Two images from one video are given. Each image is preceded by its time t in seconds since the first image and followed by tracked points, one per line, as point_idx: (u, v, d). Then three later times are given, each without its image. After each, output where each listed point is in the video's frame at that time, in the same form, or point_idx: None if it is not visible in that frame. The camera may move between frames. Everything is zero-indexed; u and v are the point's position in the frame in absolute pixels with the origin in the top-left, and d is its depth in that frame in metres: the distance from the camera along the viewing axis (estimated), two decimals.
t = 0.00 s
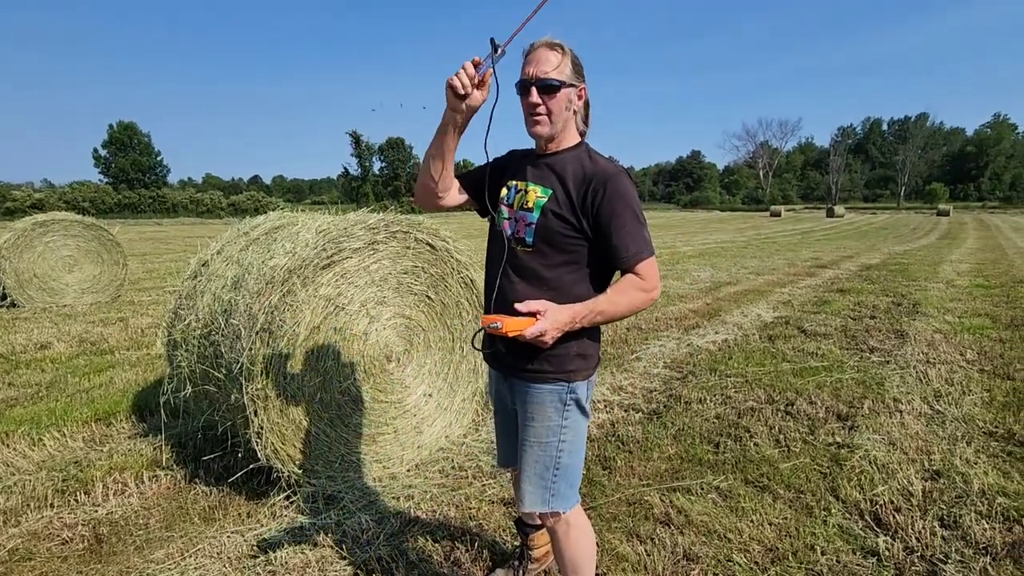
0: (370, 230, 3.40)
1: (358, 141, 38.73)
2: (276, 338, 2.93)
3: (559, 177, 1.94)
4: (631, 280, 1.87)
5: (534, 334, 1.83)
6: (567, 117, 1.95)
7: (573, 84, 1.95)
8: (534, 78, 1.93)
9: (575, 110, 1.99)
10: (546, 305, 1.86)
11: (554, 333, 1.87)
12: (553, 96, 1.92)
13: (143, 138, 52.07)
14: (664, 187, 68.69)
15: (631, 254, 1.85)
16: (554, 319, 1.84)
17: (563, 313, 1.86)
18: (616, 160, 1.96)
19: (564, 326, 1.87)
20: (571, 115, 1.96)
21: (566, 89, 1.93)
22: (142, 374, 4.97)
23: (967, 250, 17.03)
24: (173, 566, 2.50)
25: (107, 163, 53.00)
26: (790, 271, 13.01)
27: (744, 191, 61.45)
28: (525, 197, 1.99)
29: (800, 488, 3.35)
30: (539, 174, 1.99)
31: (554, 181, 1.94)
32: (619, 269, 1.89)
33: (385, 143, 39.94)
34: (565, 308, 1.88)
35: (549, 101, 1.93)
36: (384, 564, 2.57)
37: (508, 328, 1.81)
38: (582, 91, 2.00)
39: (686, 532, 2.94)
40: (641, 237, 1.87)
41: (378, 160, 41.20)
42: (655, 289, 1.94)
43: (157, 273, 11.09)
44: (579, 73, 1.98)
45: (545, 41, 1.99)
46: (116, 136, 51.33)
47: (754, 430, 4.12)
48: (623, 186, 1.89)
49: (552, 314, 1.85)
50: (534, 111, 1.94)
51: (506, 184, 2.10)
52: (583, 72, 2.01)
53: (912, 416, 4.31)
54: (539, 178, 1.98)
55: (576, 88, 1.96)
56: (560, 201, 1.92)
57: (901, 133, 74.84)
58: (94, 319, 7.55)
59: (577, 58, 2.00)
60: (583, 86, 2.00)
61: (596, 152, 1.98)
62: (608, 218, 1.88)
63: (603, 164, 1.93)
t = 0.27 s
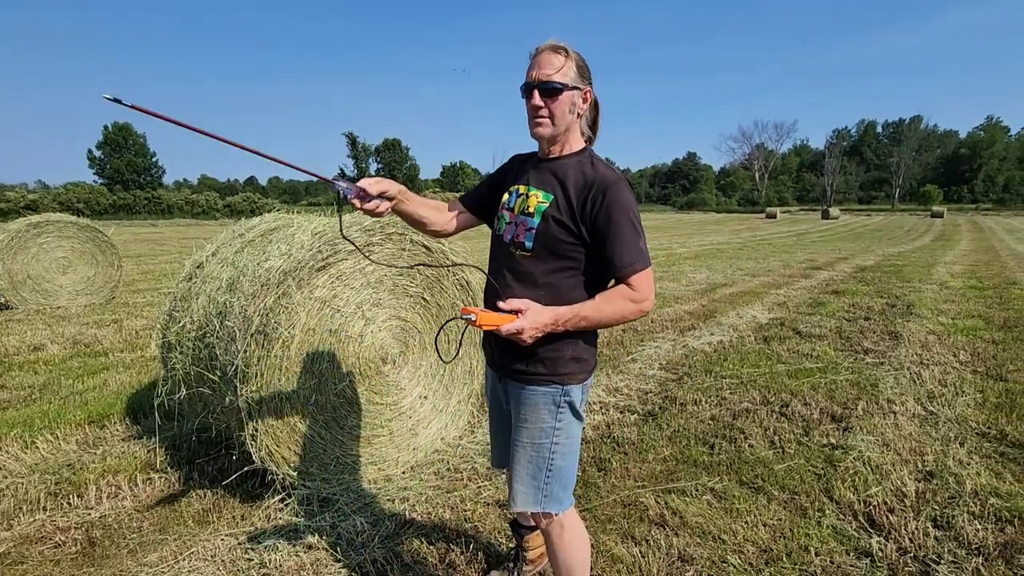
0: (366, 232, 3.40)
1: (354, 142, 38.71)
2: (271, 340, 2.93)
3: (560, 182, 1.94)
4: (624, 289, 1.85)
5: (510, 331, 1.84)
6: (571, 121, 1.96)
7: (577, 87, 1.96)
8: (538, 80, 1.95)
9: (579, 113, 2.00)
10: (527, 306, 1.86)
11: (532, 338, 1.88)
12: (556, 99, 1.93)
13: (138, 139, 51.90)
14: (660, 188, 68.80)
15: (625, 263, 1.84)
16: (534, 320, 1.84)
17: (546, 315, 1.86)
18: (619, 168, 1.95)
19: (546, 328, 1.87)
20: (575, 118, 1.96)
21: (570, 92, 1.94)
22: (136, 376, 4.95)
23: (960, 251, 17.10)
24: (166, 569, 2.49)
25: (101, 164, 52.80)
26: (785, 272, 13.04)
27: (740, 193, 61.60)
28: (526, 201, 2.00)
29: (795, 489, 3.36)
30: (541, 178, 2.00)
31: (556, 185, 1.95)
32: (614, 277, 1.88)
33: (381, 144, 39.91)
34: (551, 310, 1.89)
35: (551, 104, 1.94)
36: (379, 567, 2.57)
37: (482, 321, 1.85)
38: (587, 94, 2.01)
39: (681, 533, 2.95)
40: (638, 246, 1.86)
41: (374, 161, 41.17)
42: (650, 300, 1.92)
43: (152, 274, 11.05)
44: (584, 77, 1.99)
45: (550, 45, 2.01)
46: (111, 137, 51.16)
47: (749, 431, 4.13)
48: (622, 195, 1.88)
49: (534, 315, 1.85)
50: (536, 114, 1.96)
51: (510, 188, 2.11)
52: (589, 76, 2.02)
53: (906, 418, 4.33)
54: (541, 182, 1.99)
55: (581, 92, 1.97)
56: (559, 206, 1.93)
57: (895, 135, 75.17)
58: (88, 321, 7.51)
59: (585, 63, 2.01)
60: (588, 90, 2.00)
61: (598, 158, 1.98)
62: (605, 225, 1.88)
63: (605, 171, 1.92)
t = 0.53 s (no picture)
0: (361, 233, 3.40)
1: (350, 143, 38.67)
2: (266, 341, 2.92)
3: (552, 185, 1.94)
4: (627, 289, 1.86)
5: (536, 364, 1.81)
6: (562, 121, 1.96)
7: (567, 88, 1.97)
8: (527, 80, 1.96)
9: (570, 114, 2.00)
10: (543, 334, 1.84)
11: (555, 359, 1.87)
12: (546, 99, 1.94)
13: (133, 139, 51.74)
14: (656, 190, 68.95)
15: (626, 261, 1.85)
16: (552, 344, 1.82)
17: (562, 333, 1.84)
18: (610, 166, 1.95)
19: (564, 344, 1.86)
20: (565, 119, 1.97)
21: (560, 92, 1.95)
22: (130, 377, 4.93)
23: (953, 253, 17.20)
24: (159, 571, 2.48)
25: (96, 164, 52.59)
26: (780, 274, 13.09)
27: (735, 195, 61.78)
28: (520, 206, 1.99)
29: (788, 489, 3.37)
30: (533, 182, 1.99)
31: (548, 188, 1.95)
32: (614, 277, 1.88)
33: (377, 145, 39.90)
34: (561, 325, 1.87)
35: (541, 104, 1.95)
36: (373, 567, 2.56)
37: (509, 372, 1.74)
38: (577, 94, 2.01)
39: (675, 534, 2.95)
40: (636, 244, 1.87)
41: (370, 162, 41.14)
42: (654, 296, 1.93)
43: (147, 275, 11.02)
44: (574, 77, 2.00)
45: (540, 45, 2.02)
46: (105, 137, 50.98)
47: (743, 432, 4.14)
48: (616, 194, 1.88)
49: (552, 339, 1.83)
50: (526, 114, 1.96)
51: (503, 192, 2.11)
52: (580, 76, 2.03)
53: (899, 418, 4.35)
54: (533, 185, 1.98)
55: (572, 93, 1.98)
56: (553, 210, 1.93)
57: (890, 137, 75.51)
58: (82, 322, 7.48)
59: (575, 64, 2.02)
60: (578, 90, 2.01)
61: (590, 157, 1.98)
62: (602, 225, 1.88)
63: (597, 171, 1.92)
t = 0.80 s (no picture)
0: (358, 233, 3.39)
1: (348, 144, 38.65)
2: (263, 342, 2.91)
3: (541, 185, 1.95)
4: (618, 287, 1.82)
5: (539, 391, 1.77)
6: (555, 122, 1.97)
7: (560, 89, 1.98)
8: (520, 82, 1.97)
9: (563, 114, 2.01)
10: (541, 357, 1.80)
11: (556, 380, 1.85)
12: (539, 100, 1.95)
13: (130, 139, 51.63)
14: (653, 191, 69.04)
15: (614, 258, 1.81)
16: (552, 362, 1.80)
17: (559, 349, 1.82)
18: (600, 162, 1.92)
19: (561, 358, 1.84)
20: (559, 119, 1.97)
21: (552, 93, 1.96)
22: (127, 377, 4.92)
23: (949, 256, 17.24)
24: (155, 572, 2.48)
25: (93, 163, 52.45)
26: (777, 275, 13.11)
27: (732, 196, 61.88)
28: (512, 207, 2.01)
29: (785, 491, 3.38)
30: (525, 183, 2.00)
31: (538, 188, 1.95)
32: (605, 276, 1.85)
33: (375, 146, 39.89)
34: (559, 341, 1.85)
35: (533, 105, 1.96)
36: (370, 569, 2.56)
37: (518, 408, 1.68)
38: (570, 95, 2.02)
39: (673, 535, 2.95)
40: (626, 239, 1.82)
41: (368, 162, 41.11)
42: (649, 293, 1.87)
43: (144, 275, 10.99)
44: (567, 78, 2.01)
45: (532, 47, 2.03)
46: (102, 137, 50.87)
47: (740, 433, 4.14)
48: (604, 190, 1.85)
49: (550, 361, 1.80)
50: (519, 115, 1.97)
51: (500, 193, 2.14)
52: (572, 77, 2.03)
53: (895, 420, 4.36)
54: (524, 186, 1.99)
55: (564, 94, 1.99)
56: (541, 210, 1.93)
57: (886, 140, 75.73)
58: (78, 322, 7.45)
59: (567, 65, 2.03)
60: (571, 91, 2.02)
61: (580, 155, 1.96)
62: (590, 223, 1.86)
63: (584, 168, 1.90)
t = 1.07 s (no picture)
0: (359, 235, 3.39)
1: (347, 145, 38.65)
2: (263, 343, 2.91)
3: (559, 187, 1.95)
4: (626, 290, 1.85)
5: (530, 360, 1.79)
6: (570, 125, 1.97)
7: (576, 93, 1.98)
8: (537, 83, 1.95)
9: (577, 118, 2.01)
10: (541, 332, 1.83)
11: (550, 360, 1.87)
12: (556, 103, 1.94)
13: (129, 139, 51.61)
14: (653, 193, 69.08)
15: (629, 262, 1.84)
16: (549, 342, 1.81)
17: (558, 331, 1.83)
18: (615, 169, 1.97)
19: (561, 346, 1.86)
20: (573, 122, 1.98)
21: (569, 97, 1.96)
22: (126, 378, 4.91)
23: (948, 258, 17.25)
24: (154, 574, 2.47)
25: (92, 163, 52.41)
26: (776, 277, 13.12)
27: (731, 198, 61.92)
28: (527, 207, 2.00)
29: (786, 493, 3.37)
30: (540, 184, 2.01)
31: (555, 190, 1.96)
32: (617, 279, 1.88)
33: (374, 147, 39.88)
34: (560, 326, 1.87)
35: (550, 107, 1.95)
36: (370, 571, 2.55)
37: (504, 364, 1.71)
38: (584, 99, 2.03)
39: (673, 538, 2.95)
40: (638, 246, 1.87)
41: (367, 163, 41.10)
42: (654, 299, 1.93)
43: (143, 275, 10.98)
44: (581, 82, 2.01)
45: (548, 49, 2.02)
46: (102, 137, 50.85)
47: (740, 436, 4.14)
48: (622, 195, 1.89)
49: (547, 337, 1.82)
50: (536, 117, 1.95)
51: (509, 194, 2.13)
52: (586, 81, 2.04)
53: (895, 423, 4.35)
54: (540, 187, 2.00)
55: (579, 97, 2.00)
56: (559, 211, 1.93)
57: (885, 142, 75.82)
58: (77, 322, 7.44)
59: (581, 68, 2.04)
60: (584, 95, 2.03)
61: (595, 161, 1.99)
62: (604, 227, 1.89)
63: (601, 173, 1.93)
